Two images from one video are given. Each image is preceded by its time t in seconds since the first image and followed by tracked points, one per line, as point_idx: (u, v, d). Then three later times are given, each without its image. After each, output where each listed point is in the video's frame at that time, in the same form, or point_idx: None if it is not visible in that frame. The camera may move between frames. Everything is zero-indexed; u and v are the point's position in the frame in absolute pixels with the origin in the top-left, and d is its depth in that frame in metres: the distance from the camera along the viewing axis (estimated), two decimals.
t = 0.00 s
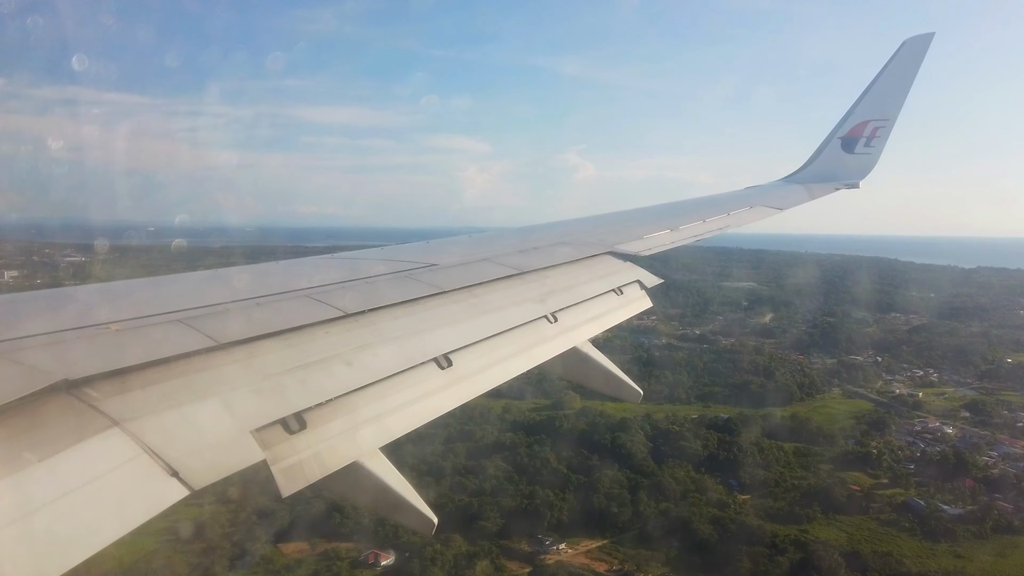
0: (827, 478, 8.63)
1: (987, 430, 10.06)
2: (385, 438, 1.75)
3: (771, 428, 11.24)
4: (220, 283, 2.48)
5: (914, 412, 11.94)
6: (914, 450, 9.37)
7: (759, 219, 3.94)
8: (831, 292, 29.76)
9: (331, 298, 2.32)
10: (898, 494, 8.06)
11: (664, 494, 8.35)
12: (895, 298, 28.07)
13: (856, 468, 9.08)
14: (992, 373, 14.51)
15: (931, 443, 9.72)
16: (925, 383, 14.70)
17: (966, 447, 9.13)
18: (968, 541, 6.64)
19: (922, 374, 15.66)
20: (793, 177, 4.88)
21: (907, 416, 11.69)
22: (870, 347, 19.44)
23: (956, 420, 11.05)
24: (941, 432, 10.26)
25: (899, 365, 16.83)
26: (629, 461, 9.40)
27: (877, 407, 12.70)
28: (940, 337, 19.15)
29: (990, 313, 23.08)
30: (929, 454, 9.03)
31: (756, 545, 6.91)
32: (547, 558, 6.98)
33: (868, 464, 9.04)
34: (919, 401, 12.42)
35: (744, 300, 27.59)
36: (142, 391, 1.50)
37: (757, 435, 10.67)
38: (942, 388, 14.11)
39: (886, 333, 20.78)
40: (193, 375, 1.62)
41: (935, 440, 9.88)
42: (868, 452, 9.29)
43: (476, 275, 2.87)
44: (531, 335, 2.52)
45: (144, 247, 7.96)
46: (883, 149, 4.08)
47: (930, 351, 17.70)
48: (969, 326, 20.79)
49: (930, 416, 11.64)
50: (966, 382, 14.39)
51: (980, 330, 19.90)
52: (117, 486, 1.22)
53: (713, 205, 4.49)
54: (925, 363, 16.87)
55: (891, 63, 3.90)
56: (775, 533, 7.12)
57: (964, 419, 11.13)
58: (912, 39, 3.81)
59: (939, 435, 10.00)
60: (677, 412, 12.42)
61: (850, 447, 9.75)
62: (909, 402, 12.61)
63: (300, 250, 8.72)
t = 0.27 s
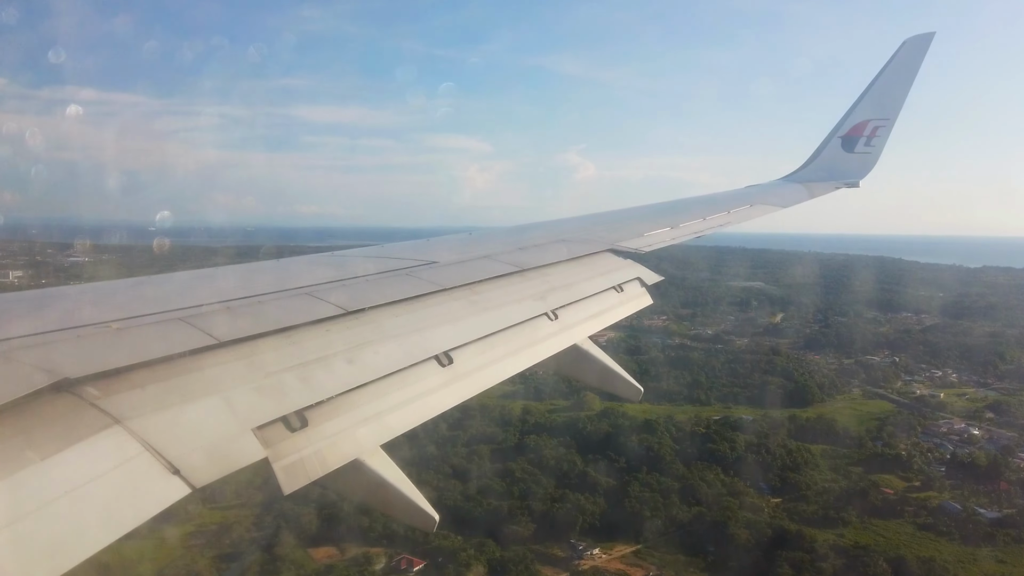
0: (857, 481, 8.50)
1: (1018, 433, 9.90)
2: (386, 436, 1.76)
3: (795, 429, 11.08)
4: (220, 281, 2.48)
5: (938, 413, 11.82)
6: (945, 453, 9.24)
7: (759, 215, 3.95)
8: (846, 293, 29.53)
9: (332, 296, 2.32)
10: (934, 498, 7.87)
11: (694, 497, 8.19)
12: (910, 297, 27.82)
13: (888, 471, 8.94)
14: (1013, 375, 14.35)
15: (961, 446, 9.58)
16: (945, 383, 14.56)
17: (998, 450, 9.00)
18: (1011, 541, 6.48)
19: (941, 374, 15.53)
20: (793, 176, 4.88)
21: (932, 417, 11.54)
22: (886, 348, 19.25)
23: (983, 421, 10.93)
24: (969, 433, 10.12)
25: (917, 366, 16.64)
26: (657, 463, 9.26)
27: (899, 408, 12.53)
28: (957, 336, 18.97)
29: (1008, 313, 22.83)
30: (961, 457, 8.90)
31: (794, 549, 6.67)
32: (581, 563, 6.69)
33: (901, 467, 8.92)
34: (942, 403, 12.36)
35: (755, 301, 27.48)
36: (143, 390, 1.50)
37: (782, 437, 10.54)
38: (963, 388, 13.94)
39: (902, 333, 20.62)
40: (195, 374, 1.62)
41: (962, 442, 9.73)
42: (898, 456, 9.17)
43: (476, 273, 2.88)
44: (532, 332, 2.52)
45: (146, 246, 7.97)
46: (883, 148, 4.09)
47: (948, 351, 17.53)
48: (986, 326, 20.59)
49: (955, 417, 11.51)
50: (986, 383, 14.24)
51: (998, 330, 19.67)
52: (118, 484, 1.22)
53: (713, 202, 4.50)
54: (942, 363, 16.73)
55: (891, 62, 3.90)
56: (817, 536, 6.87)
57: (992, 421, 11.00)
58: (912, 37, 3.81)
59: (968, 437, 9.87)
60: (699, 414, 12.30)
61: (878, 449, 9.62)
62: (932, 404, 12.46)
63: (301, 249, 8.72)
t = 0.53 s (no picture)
0: (887, 483, 8.40)
1: None
2: (386, 433, 1.75)
3: (819, 433, 10.88)
4: (219, 279, 2.47)
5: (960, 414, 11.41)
6: (974, 453, 9.10)
7: (757, 208, 3.94)
8: (862, 294, 29.14)
9: (330, 293, 2.31)
10: (967, 500, 7.75)
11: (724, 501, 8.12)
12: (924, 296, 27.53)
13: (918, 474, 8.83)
14: None
15: (987, 446, 9.40)
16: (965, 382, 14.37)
17: None
18: None
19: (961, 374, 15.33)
20: (792, 168, 4.87)
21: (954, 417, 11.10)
22: (901, 347, 19.01)
23: (1006, 421, 10.61)
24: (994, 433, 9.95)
25: (936, 366, 16.37)
26: (686, 466, 9.24)
27: (921, 409, 12.27)
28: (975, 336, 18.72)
29: None
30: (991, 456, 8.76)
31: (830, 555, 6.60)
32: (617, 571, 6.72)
33: (931, 471, 8.77)
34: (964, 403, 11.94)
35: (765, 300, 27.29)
36: (142, 388, 1.50)
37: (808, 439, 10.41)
38: (983, 387, 13.76)
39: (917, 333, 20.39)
40: (194, 372, 1.62)
41: (989, 442, 9.56)
42: (928, 458, 9.03)
43: (475, 268, 2.87)
44: (531, 328, 2.52)
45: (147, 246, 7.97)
46: (882, 139, 4.08)
47: (967, 350, 17.30)
48: (1003, 325, 20.33)
49: (979, 418, 11.04)
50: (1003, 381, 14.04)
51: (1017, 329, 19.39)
52: (118, 483, 1.22)
53: (712, 196, 4.49)
54: (959, 362, 16.53)
55: (889, 53, 3.89)
56: (853, 540, 6.78)
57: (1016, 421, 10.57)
58: (910, 28, 3.80)
59: (994, 436, 9.71)
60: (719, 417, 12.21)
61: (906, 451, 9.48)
62: (954, 404, 12.12)
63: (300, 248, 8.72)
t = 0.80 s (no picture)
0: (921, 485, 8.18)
1: None
2: (385, 431, 1.75)
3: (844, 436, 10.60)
4: (217, 278, 2.47)
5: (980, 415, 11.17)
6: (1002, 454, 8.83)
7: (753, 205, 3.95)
8: (873, 294, 28.87)
9: (328, 292, 2.31)
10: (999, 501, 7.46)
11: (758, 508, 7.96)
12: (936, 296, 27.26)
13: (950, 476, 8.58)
14: None
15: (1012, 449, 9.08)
16: (982, 384, 14.17)
17: None
18: None
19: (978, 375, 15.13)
20: (789, 165, 4.87)
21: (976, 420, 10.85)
22: (915, 348, 18.82)
23: None
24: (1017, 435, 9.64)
25: (951, 367, 16.17)
26: (718, 472, 9.10)
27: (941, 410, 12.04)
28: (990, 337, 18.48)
29: None
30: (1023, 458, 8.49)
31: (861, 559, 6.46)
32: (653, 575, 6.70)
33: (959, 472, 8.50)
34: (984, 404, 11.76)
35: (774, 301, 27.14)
36: (140, 387, 1.50)
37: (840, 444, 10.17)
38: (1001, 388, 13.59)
39: (929, 334, 20.19)
40: (192, 370, 1.62)
41: (1014, 445, 9.25)
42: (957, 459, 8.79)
43: (472, 266, 2.87)
44: (529, 325, 2.52)
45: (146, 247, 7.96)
46: (878, 136, 4.08)
47: (983, 351, 17.08)
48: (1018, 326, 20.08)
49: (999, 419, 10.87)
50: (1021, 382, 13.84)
51: None
52: (117, 482, 1.22)
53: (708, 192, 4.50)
54: (975, 363, 16.33)
55: (885, 50, 3.90)
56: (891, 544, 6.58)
57: None
58: (906, 24, 3.81)
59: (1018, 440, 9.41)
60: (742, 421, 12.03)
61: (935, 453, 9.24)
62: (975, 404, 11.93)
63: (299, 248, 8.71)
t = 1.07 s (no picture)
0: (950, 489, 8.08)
1: None
2: (383, 433, 1.76)
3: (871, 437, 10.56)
4: (214, 280, 2.47)
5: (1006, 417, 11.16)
6: None
7: (750, 207, 3.97)
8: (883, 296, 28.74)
9: (326, 293, 2.31)
10: None
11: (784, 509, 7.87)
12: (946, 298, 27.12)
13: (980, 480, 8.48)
14: None
15: None
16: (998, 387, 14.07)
17: None
18: None
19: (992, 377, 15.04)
20: (786, 168, 4.89)
21: (1001, 421, 10.86)
22: (928, 351, 18.71)
23: None
24: None
25: (964, 369, 16.03)
26: (741, 472, 9.01)
27: (960, 412, 11.97)
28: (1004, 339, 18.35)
29: None
30: None
31: (903, 567, 6.35)
32: None
33: (991, 477, 8.42)
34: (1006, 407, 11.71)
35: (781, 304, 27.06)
36: (137, 390, 1.49)
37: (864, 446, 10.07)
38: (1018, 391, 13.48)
39: (941, 336, 20.07)
40: (189, 373, 1.62)
41: None
42: (986, 464, 8.71)
43: (470, 267, 2.88)
44: (526, 327, 2.53)
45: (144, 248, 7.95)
46: (874, 139, 4.10)
47: (999, 354, 16.94)
48: None
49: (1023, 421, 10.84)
50: None
51: None
52: (114, 487, 1.22)
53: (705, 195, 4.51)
54: (989, 365, 16.22)
55: (881, 53, 3.92)
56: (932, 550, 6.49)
57: None
58: (901, 28, 3.83)
59: None
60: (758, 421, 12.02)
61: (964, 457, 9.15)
62: (995, 407, 11.85)
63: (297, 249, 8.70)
